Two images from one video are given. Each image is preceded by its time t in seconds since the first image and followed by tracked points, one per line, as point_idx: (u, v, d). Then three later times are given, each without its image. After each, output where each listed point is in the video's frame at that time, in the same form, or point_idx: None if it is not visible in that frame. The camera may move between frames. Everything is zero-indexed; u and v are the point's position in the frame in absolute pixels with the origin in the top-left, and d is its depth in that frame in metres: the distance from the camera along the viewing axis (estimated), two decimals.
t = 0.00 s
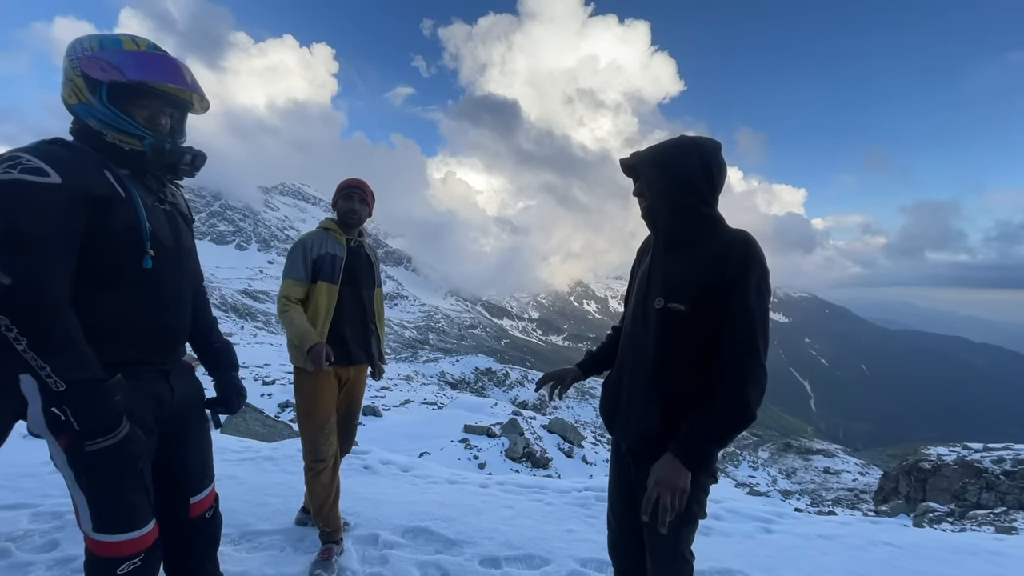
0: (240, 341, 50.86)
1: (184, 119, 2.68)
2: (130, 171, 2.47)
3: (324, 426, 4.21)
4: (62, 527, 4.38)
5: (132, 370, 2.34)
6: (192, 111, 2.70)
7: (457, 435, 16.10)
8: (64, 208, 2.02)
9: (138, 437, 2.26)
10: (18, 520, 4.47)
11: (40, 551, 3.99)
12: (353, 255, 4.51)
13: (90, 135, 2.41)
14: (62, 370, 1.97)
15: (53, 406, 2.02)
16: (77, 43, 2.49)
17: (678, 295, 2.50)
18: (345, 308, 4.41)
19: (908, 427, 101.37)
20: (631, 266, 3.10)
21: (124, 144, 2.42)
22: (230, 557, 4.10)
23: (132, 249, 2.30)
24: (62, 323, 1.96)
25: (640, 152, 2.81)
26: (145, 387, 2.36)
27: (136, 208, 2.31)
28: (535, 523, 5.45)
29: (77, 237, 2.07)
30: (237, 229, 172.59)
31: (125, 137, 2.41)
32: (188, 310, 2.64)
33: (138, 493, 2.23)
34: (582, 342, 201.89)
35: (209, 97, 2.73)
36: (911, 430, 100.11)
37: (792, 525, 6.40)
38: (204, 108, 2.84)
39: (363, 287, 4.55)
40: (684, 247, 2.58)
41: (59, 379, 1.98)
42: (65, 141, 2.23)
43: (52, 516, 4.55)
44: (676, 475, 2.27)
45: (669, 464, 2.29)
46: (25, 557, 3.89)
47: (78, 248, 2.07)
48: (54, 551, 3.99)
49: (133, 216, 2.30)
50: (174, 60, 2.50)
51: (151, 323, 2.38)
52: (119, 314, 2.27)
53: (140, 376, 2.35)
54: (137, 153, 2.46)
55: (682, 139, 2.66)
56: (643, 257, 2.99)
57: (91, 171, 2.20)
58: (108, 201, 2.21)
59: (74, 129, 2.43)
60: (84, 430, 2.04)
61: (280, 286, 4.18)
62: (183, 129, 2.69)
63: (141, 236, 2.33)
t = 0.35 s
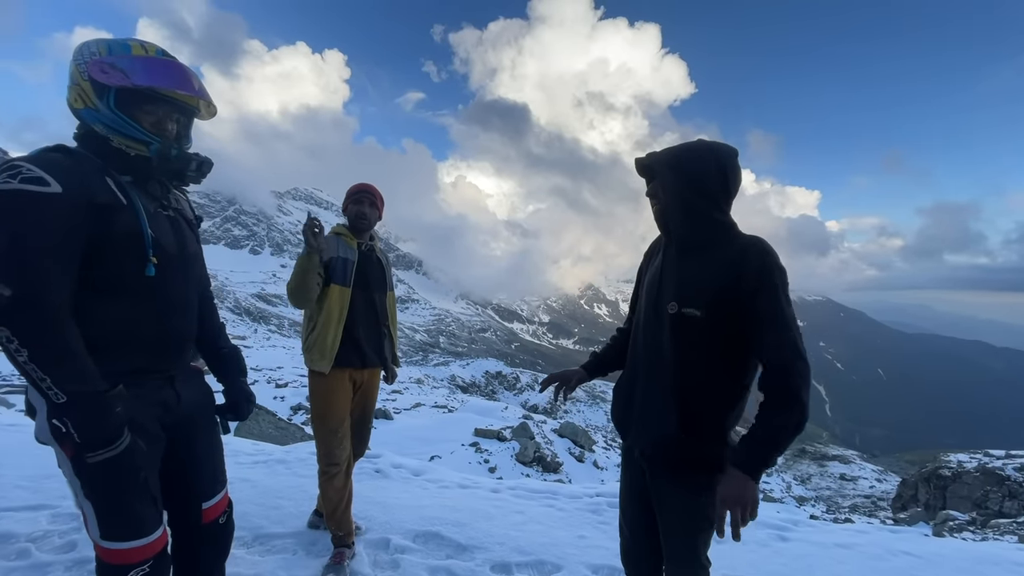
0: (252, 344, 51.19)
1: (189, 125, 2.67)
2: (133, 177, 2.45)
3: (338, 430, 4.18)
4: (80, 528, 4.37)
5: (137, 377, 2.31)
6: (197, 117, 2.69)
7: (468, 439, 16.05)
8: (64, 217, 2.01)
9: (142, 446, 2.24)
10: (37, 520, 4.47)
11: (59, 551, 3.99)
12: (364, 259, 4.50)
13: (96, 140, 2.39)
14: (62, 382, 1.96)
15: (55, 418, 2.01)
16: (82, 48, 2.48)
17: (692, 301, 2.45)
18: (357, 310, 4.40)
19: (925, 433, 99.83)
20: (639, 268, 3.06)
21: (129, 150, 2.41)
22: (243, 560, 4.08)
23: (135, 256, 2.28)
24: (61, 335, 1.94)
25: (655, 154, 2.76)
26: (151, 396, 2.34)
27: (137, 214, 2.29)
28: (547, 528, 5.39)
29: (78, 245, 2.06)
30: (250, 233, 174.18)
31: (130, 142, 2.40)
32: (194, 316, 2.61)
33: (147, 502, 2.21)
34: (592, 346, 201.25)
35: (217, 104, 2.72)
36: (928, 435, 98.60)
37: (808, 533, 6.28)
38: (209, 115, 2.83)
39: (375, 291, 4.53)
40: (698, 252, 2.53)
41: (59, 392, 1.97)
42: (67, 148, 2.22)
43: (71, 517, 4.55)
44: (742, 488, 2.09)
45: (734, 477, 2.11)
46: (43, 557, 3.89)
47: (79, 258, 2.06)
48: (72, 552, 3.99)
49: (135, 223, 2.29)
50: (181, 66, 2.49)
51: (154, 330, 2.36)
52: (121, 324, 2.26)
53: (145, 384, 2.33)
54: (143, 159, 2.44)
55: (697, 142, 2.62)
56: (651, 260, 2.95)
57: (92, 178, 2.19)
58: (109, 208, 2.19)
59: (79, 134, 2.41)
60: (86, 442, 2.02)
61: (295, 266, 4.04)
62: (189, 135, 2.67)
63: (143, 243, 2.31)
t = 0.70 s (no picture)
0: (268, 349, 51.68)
1: (210, 131, 2.71)
2: (153, 184, 2.49)
3: (357, 434, 4.20)
4: (106, 528, 4.43)
5: (159, 384, 2.34)
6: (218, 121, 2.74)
7: (481, 444, 16.03)
8: (82, 227, 2.04)
9: (161, 452, 2.26)
10: (65, 521, 4.55)
11: (87, 551, 4.05)
12: (383, 264, 4.54)
13: (122, 147, 2.44)
14: (78, 388, 1.99)
15: (74, 425, 2.04)
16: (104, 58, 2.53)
17: (722, 306, 2.43)
18: (375, 315, 4.41)
19: (948, 440, 97.80)
20: (656, 273, 3.05)
21: (154, 156, 2.45)
22: (264, 562, 4.12)
23: (154, 264, 2.31)
24: (77, 342, 1.98)
25: (683, 158, 2.74)
26: (172, 401, 2.37)
27: (155, 221, 2.32)
28: (564, 535, 5.37)
29: (97, 253, 2.10)
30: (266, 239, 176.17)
31: (155, 149, 2.44)
32: (216, 320, 2.63)
33: (169, 507, 2.23)
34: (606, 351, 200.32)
35: (237, 108, 2.76)
36: (950, 443, 96.65)
37: (829, 542, 6.18)
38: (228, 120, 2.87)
39: (393, 296, 4.55)
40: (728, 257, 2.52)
41: (75, 400, 2.00)
42: (89, 158, 2.26)
43: (97, 518, 4.62)
44: (747, 414, 2.20)
45: (743, 402, 2.21)
46: (72, 557, 3.95)
47: (97, 267, 2.09)
48: (99, 552, 4.04)
49: (154, 230, 2.31)
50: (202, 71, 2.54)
51: (173, 337, 2.39)
52: (141, 331, 2.29)
53: (165, 390, 2.35)
54: (167, 165, 2.48)
55: (725, 147, 2.61)
56: (671, 265, 2.94)
57: (110, 187, 2.22)
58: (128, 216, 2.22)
59: (105, 143, 2.46)
60: (101, 450, 2.03)
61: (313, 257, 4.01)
62: (210, 140, 2.72)
63: (162, 249, 2.33)
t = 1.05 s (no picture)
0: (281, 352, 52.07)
1: (231, 137, 2.77)
2: (178, 192, 2.55)
3: (370, 438, 4.23)
4: (128, 529, 4.49)
5: (181, 388, 2.38)
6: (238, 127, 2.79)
7: (493, 449, 15.99)
8: (108, 236, 2.09)
9: (183, 455, 2.29)
10: (88, 521, 4.62)
11: (109, 551, 4.11)
12: (394, 270, 4.57)
13: (150, 155, 2.49)
14: (102, 393, 2.03)
15: (101, 429, 2.08)
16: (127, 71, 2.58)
17: (740, 315, 2.42)
18: (387, 320, 4.44)
19: (969, 447, 95.89)
20: (674, 277, 3.04)
21: (182, 162, 2.49)
22: (281, 565, 4.15)
23: (176, 271, 2.35)
24: (104, 347, 2.02)
25: (705, 163, 2.73)
26: (195, 406, 2.40)
27: (178, 228, 2.37)
28: (578, 541, 5.35)
29: (123, 261, 2.15)
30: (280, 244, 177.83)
31: (184, 155, 2.49)
32: (236, 326, 2.68)
33: (190, 509, 2.27)
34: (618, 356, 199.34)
35: (256, 114, 2.82)
36: (971, 450, 94.83)
37: (848, 552, 6.09)
38: (246, 127, 2.93)
39: (404, 301, 4.59)
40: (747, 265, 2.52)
41: (102, 404, 2.04)
42: (116, 167, 2.32)
43: (119, 518, 4.68)
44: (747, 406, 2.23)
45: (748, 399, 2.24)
46: (94, 557, 4.01)
47: (123, 274, 2.14)
48: (122, 552, 4.10)
49: (177, 238, 2.36)
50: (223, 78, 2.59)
51: (195, 342, 2.43)
52: (164, 337, 2.33)
53: (187, 394, 2.39)
54: (195, 171, 2.53)
55: (749, 153, 2.59)
56: (690, 271, 2.93)
57: (135, 195, 2.27)
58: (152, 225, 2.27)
59: (133, 151, 2.51)
60: (126, 453, 2.07)
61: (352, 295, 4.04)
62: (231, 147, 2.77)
63: (184, 256, 2.38)
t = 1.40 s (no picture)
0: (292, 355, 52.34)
1: (247, 147, 2.80)
2: (198, 202, 2.59)
3: (382, 443, 4.25)
4: (145, 532, 4.53)
5: (205, 394, 2.41)
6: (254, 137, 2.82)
7: (502, 453, 15.98)
8: (135, 245, 2.13)
9: (207, 460, 2.32)
10: (106, 524, 4.68)
11: (126, 554, 4.15)
12: (408, 278, 4.57)
13: (171, 166, 2.53)
14: (127, 401, 2.07)
15: (130, 434, 2.12)
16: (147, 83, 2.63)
17: (757, 329, 2.42)
18: (399, 327, 4.45)
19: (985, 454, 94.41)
20: (696, 288, 3.04)
21: (201, 171, 2.53)
22: (295, 569, 4.18)
23: (199, 279, 2.39)
24: (133, 355, 2.06)
25: (720, 174, 2.73)
26: (217, 411, 2.43)
27: (201, 237, 2.40)
28: (590, 548, 5.33)
29: (149, 269, 2.18)
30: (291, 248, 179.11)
31: (204, 165, 2.53)
32: (256, 332, 2.71)
33: (213, 513, 2.30)
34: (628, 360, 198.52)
35: (272, 124, 2.85)
36: (988, 457, 93.38)
37: (863, 561, 6.03)
38: (262, 137, 2.96)
39: (416, 309, 4.58)
40: (764, 279, 2.51)
41: (132, 410, 2.08)
42: (139, 178, 2.36)
43: (137, 521, 4.74)
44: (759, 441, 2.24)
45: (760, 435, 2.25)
46: (112, 560, 4.06)
47: (149, 282, 2.17)
48: (139, 555, 4.15)
49: (200, 246, 2.39)
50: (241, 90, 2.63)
51: (218, 348, 2.46)
52: (188, 344, 2.37)
53: (210, 400, 2.42)
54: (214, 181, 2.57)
55: (764, 162, 2.58)
56: (711, 282, 2.92)
57: (159, 205, 2.31)
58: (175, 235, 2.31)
59: (154, 162, 2.55)
60: (156, 457, 2.11)
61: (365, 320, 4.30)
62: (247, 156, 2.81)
63: (208, 263, 2.41)
